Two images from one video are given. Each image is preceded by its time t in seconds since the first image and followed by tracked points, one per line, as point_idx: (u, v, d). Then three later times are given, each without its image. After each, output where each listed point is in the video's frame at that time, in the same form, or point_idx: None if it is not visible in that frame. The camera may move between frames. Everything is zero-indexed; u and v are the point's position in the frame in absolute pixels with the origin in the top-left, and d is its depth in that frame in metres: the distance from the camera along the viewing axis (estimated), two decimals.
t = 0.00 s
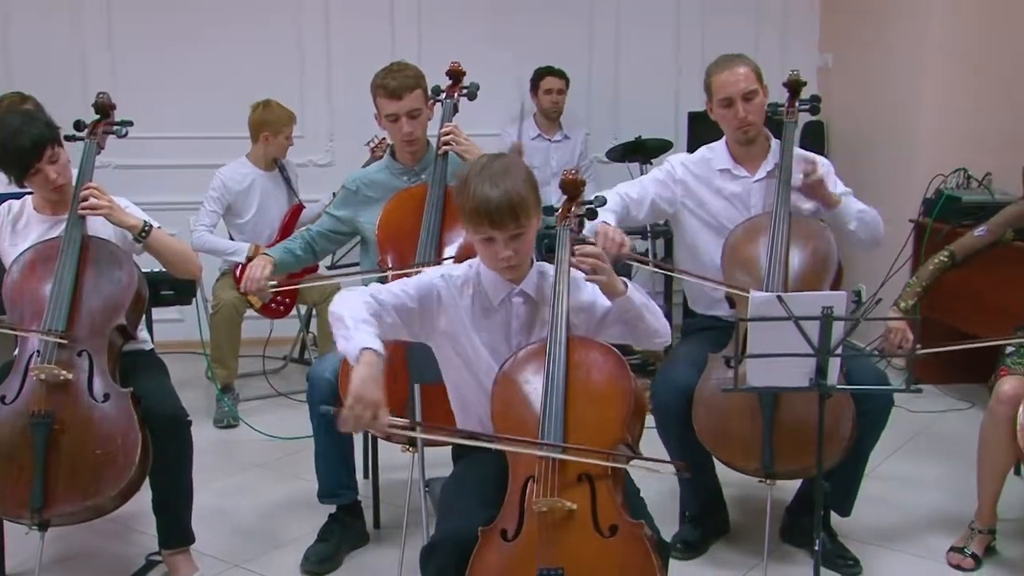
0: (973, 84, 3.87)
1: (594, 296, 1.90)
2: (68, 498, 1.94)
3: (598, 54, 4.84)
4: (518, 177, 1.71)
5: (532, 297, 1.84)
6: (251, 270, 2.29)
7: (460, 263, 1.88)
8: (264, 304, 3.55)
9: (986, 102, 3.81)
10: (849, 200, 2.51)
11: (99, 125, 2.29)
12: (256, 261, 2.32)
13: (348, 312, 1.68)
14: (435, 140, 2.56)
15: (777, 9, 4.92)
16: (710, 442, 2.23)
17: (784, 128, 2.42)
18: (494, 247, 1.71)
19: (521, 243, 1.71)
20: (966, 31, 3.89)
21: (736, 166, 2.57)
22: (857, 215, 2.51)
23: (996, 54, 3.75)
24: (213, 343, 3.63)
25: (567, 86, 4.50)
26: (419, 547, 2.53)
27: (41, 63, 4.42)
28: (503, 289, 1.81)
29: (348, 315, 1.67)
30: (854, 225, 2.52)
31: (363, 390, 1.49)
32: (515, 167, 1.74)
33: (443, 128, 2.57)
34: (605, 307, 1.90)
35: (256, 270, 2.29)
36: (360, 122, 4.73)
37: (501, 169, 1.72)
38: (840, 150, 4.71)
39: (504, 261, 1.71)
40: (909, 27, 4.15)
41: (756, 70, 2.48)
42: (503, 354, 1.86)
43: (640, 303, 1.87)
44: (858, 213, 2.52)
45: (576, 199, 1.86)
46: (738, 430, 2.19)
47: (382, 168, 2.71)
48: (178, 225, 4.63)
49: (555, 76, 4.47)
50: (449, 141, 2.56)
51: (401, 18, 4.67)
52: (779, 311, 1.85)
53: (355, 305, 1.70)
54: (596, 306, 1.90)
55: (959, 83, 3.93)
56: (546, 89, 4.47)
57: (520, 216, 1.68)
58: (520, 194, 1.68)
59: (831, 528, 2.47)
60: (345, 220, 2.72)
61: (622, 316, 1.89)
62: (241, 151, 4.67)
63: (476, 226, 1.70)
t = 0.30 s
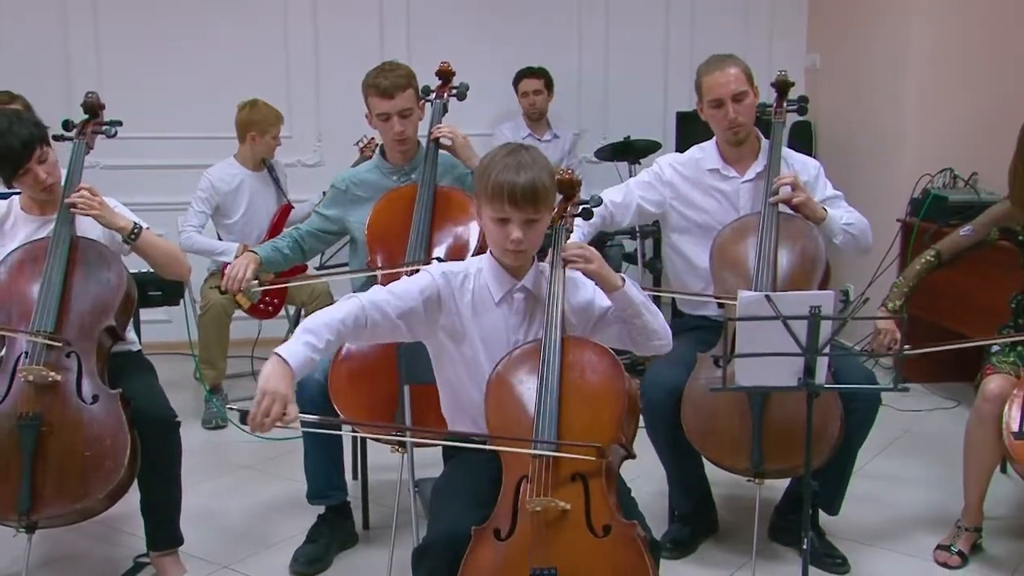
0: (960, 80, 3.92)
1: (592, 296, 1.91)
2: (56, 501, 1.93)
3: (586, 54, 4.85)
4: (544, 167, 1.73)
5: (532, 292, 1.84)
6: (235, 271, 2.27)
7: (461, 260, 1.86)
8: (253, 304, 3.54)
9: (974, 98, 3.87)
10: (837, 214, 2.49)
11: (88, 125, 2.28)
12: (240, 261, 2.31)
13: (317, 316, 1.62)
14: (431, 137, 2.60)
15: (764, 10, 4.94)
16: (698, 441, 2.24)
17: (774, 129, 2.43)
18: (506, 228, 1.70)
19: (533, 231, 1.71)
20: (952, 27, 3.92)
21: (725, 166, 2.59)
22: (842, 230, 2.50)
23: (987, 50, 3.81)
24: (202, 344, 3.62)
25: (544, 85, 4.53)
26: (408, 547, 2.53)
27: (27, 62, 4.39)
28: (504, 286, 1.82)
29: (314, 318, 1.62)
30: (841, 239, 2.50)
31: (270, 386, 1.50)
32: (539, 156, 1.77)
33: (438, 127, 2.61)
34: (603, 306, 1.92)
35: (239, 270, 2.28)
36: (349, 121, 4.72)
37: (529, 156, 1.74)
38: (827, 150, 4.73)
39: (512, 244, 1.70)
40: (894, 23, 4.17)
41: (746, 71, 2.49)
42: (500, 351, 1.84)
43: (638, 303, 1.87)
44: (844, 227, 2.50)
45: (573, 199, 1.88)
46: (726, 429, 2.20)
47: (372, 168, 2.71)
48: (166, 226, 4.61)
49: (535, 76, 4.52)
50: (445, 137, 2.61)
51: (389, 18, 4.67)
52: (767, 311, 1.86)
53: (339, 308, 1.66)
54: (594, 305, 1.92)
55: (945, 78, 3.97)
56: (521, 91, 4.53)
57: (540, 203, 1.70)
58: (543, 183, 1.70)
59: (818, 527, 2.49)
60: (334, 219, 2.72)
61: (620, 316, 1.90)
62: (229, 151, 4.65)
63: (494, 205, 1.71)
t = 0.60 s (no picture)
0: (949, 78, 3.94)
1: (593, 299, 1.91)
2: (45, 502, 1.92)
3: (577, 54, 4.86)
4: (560, 168, 1.73)
5: (538, 292, 1.85)
6: (229, 268, 2.29)
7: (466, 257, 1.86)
8: (244, 304, 3.53)
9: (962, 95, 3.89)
10: (830, 206, 2.49)
11: (78, 125, 2.27)
12: (236, 256, 2.33)
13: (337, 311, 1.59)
14: (423, 136, 2.59)
15: (755, 10, 4.96)
16: (689, 441, 2.25)
17: (763, 128, 2.45)
18: (516, 223, 1.70)
19: (542, 229, 1.71)
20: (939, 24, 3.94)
21: (715, 167, 2.60)
22: (838, 221, 2.50)
23: (976, 48, 3.83)
24: (192, 344, 3.61)
25: (535, 85, 4.53)
26: (400, 548, 2.53)
27: (16, 61, 4.37)
28: (512, 284, 1.82)
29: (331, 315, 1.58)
30: (836, 231, 2.51)
31: (309, 396, 1.45)
32: (556, 158, 1.77)
33: (431, 128, 2.60)
34: (604, 309, 1.92)
35: (235, 267, 2.31)
36: (339, 121, 4.71)
37: (546, 156, 1.74)
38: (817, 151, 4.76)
39: (520, 239, 1.69)
40: (884, 22, 4.19)
41: (736, 71, 2.50)
42: (504, 351, 1.85)
43: (639, 299, 1.90)
44: (839, 219, 2.50)
45: (579, 201, 1.85)
46: (716, 428, 2.21)
47: (364, 168, 2.71)
48: (156, 226, 4.60)
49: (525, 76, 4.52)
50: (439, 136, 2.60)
51: (380, 18, 4.66)
52: (757, 310, 1.86)
53: (358, 304, 1.62)
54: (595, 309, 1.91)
55: (934, 76, 3.98)
56: (512, 89, 4.54)
57: (553, 203, 1.70)
58: (559, 183, 1.70)
59: (809, 526, 2.50)
60: (326, 219, 2.72)
61: (622, 316, 1.91)
62: (219, 151, 4.64)
63: (507, 200, 1.70)
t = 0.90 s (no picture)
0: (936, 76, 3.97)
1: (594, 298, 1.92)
2: (33, 504, 1.90)
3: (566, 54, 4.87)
4: (564, 169, 1.73)
5: (542, 293, 1.85)
6: (224, 269, 2.31)
7: (470, 255, 1.85)
8: (232, 305, 3.51)
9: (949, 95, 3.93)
10: (818, 206, 2.50)
11: (67, 124, 2.26)
12: (232, 256, 2.35)
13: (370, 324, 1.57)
14: (413, 136, 2.59)
15: (743, 11, 4.98)
16: (678, 441, 2.26)
17: (752, 129, 2.46)
18: (521, 224, 1.70)
19: (547, 230, 1.71)
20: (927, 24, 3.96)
21: (704, 167, 2.61)
22: (829, 222, 2.51)
23: (964, 47, 3.85)
24: (179, 345, 3.60)
25: (520, 87, 4.54)
26: (390, 548, 2.53)
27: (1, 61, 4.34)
28: (517, 285, 1.82)
29: (367, 330, 1.57)
30: (828, 232, 2.51)
31: (365, 423, 1.45)
32: (561, 159, 1.77)
33: (422, 128, 2.59)
34: (604, 309, 1.93)
35: (230, 267, 2.33)
36: (327, 121, 4.70)
37: (550, 158, 1.74)
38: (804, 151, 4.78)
39: (526, 240, 1.69)
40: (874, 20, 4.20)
41: (725, 71, 2.51)
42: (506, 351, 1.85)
43: (638, 301, 1.87)
44: (829, 219, 2.51)
45: (580, 196, 1.87)
46: (705, 428, 2.22)
47: (354, 167, 2.71)
48: (143, 226, 4.57)
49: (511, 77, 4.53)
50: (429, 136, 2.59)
51: (369, 18, 4.66)
52: (746, 309, 1.87)
53: (384, 311, 1.60)
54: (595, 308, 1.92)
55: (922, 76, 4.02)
56: (498, 91, 4.54)
57: (558, 203, 1.70)
58: (564, 184, 1.70)
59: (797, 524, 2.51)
60: (315, 219, 2.72)
61: (622, 319, 1.91)
62: (207, 151, 4.62)
63: (512, 201, 1.70)
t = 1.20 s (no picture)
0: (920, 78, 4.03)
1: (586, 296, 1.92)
2: (20, 506, 1.89)
3: (554, 54, 4.87)
4: (557, 170, 1.72)
5: (536, 293, 1.85)
6: (223, 270, 2.33)
7: (466, 256, 1.85)
8: (219, 305, 3.49)
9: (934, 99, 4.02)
10: (807, 203, 2.51)
11: (55, 125, 2.25)
12: (228, 257, 2.37)
13: (390, 337, 1.57)
14: (403, 135, 2.58)
15: (730, 12, 4.99)
16: (666, 439, 2.27)
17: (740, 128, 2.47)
18: (517, 229, 1.70)
19: (543, 233, 1.71)
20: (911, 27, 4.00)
21: (692, 167, 2.62)
22: (816, 216, 2.52)
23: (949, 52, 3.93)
24: (166, 346, 3.58)
25: (506, 88, 4.54)
26: (379, 549, 2.52)
27: None
28: (512, 285, 1.82)
29: (390, 344, 1.57)
30: (815, 226, 2.52)
31: (403, 441, 1.46)
32: (554, 160, 1.77)
33: (412, 128, 2.59)
34: (597, 307, 1.93)
35: (227, 268, 2.35)
36: (315, 121, 4.69)
37: (543, 159, 1.73)
38: (791, 152, 4.80)
39: (523, 245, 1.69)
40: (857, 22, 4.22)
41: (713, 71, 2.52)
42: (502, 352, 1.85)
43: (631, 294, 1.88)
44: (817, 215, 2.52)
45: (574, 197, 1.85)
46: (693, 428, 2.23)
47: (344, 167, 2.71)
48: (129, 227, 4.55)
49: (497, 78, 4.52)
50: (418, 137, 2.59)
51: (356, 18, 4.65)
52: (734, 309, 1.87)
53: (396, 320, 1.61)
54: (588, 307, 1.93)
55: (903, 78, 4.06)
56: (484, 92, 4.54)
57: (553, 205, 1.69)
58: (559, 186, 1.70)
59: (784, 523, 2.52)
60: (305, 220, 2.71)
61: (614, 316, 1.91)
62: (194, 151, 4.60)
63: (506, 206, 1.70)
